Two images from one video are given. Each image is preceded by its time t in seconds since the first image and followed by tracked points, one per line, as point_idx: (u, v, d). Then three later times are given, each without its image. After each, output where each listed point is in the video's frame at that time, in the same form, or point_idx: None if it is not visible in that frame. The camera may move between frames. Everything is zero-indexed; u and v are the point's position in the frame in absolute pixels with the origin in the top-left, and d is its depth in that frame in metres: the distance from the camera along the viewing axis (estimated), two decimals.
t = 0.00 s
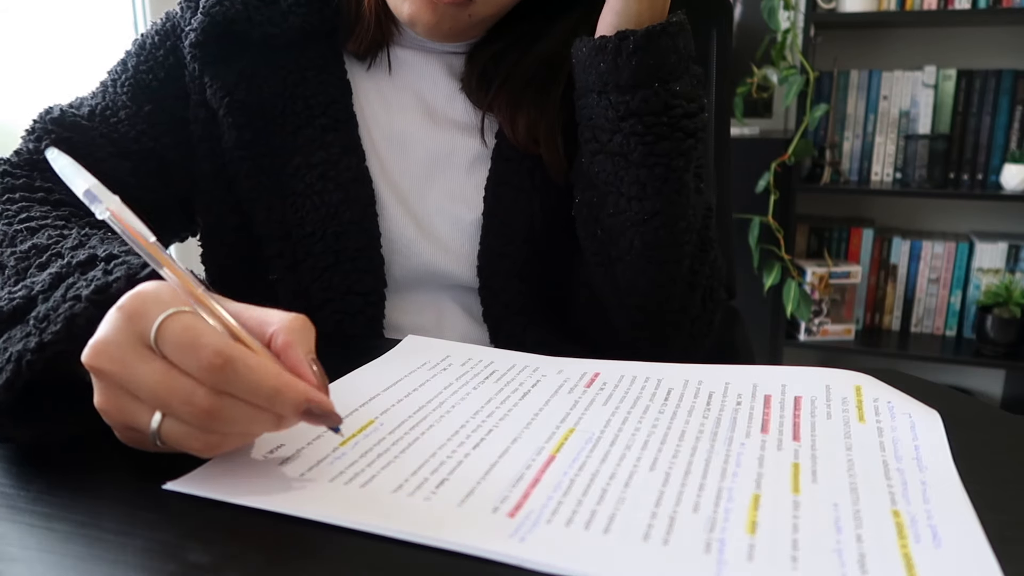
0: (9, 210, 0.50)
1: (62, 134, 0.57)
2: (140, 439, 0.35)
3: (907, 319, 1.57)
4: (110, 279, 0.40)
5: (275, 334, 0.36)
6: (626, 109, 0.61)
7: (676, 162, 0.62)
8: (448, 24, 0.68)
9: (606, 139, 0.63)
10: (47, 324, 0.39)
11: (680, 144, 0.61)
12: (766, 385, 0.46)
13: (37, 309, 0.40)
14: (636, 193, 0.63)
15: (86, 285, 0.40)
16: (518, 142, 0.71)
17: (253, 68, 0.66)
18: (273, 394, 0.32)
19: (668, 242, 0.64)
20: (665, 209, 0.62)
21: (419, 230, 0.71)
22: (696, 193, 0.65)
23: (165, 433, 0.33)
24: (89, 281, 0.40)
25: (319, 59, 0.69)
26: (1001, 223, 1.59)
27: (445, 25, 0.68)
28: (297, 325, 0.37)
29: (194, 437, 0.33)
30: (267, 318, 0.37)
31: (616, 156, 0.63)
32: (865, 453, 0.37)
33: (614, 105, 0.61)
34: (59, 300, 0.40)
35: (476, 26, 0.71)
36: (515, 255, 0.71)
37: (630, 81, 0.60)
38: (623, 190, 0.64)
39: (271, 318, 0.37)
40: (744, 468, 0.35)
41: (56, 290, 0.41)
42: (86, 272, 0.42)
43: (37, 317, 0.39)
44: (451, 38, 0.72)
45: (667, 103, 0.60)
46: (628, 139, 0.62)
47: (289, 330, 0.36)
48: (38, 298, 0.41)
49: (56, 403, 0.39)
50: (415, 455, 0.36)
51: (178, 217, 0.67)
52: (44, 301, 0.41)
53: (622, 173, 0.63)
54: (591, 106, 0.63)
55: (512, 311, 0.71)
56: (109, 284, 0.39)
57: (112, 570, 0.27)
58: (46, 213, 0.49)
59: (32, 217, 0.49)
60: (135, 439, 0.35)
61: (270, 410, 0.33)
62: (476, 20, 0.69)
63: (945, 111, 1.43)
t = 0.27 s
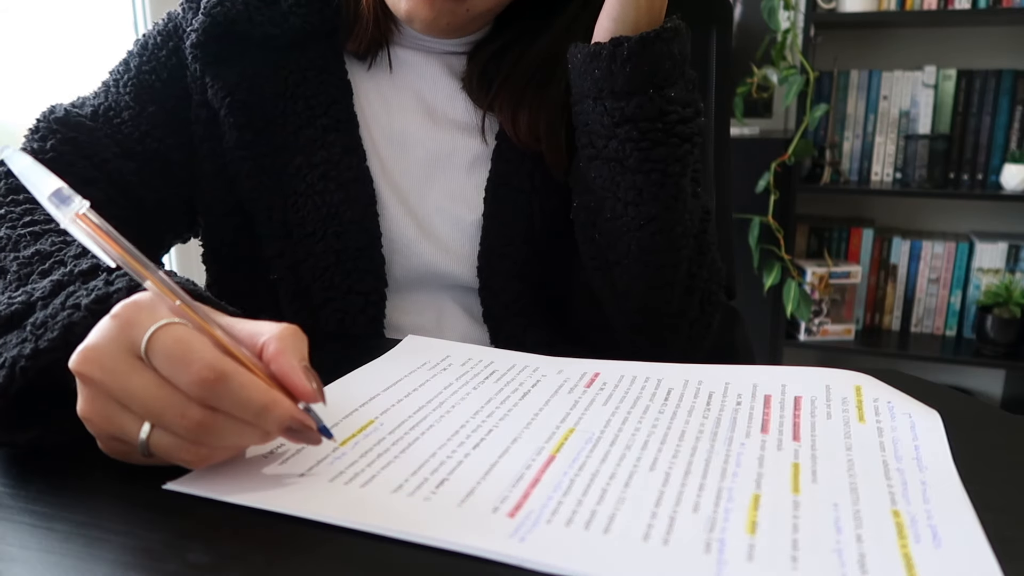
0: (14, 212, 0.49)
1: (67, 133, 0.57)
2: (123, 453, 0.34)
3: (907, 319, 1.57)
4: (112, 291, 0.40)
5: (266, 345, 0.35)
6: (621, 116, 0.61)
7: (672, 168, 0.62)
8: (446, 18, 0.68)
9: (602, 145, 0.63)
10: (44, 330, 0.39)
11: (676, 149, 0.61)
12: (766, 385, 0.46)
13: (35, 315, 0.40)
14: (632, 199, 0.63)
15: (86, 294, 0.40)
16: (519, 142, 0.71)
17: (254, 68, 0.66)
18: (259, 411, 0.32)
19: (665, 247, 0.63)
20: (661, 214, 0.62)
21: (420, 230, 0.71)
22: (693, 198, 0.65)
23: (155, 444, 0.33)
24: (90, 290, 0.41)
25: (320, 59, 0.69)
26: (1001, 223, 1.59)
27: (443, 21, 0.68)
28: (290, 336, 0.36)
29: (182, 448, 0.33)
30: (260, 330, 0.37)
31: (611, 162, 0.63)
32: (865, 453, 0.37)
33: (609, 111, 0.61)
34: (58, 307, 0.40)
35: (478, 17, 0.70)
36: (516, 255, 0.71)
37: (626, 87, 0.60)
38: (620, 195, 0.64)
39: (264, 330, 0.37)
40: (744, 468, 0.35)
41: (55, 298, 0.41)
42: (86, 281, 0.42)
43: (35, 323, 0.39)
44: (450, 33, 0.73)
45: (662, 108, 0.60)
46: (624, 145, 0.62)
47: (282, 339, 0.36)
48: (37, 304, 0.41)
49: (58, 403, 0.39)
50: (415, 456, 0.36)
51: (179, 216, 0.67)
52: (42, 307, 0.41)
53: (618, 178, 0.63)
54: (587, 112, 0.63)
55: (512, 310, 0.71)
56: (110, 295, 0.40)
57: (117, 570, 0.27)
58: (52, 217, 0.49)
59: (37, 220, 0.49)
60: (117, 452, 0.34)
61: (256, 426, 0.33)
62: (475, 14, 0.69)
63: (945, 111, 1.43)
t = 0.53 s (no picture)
0: (16, 212, 0.49)
1: (68, 133, 0.57)
2: (123, 452, 0.34)
3: (907, 319, 1.57)
4: (115, 291, 0.40)
5: (266, 347, 0.35)
6: (623, 116, 0.61)
7: (673, 169, 0.62)
8: (447, 16, 0.67)
9: (604, 145, 0.63)
10: (46, 330, 0.39)
11: (677, 150, 0.61)
12: (766, 385, 0.46)
13: (37, 315, 0.40)
14: (633, 199, 0.63)
15: (89, 294, 0.40)
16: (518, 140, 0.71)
17: (254, 68, 0.66)
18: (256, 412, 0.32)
19: (665, 247, 0.63)
20: (662, 214, 0.62)
21: (420, 230, 0.71)
22: (693, 198, 0.65)
23: (153, 444, 0.33)
24: (93, 290, 0.41)
25: (320, 59, 0.69)
26: (1001, 223, 1.59)
27: (444, 18, 0.68)
28: (288, 337, 0.36)
29: (181, 449, 0.33)
30: (260, 331, 0.37)
31: (612, 162, 0.63)
32: (865, 453, 0.37)
33: (610, 111, 0.61)
34: (61, 307, 0.40)
35: (480, 12, 0.70)
36: (515, 255, 0.71)
37: (627, 87, 0.60)
38: (620, 195, 0.64)
39: (263, 331, 0.37)
40: (744, 468, 0.35)
41: (58, 298, 0.41)
42: (90, 281, 0.42)
43: (37, 323, 0.39)
44: (450, 30, 0.72)
45: (664, 109, 0.60)
46: (625, 145, 0.62)
47: (281, 341, 0.36)
48: (39, 304, 0.41)
49: (59, 402, 0.39)
50: (417, 456, 0.36)
51: (179, 216, 0.67)
52: (44, 306, 0.41)
53: (619, 178, 0.63)
54: (588, 113, 0.63)
55: (512, 310, 0.71)
56: (113, 295, 0.40)
57: (119, 570, 0.27)
58: (54, 218, 0.49)
59: (38, 220, 0.49)
60: (116, 451, 0.34)
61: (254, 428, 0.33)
62: (476, 11, 0.68)
63: (945, 111, 1.42)
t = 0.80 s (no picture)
0: (17, 212, 0.49)
1: (69, 134, 0.57)
2: (119, 453, 0.34)
3: (907, 319, 1.57)
4: (114, 290, 0.40)
5: (261, 347, 0.35)
6: (615, 114, 0.61)
7: (666, 166, 0.62)
8: (450, 20, 0.68)
9: (597, 143, 0.63)
10: (45, 330, 0.39)
11: (670, 147, 0.61)
12: (766, 385, 0.46)
13: (36, 314, 0.40)
14: (627, 196, 0.63)
15: (88, 293, 0.40)
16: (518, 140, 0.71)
17: (255, 68, 0.66)
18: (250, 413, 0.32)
19: (661, 246, 0.63)
20: (656, 212, 0.63)
21: (419, 230, 0.71)
22: (689, 195, 0.65)
23: (148, 445, 0.33)
24: (92, 289, 0.41)
25: (321, 58, 0.69)
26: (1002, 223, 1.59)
27: (447, 22, 0.68)
28: (284, 338, 0.36)
29: (177, 450, 0.33)
30: (257, 332, 0.37)
31: (606, 160, 0.63)
32: (865, 453, 0.37)
33: (603, 109, 0.61)
34: (60, 307, 0.40)
35: (482, 17, 0.70)
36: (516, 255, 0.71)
37: (618, 86, 0.60)
38: (614, 193, 0.64)
39: (259, 332, 0.37)
40: (744, 468, 0.35)
41: (57, 297, 0.41)
42: (88, 281, 0.42)
43: (36, 322, 0.39)
44: (454, 32, 0.73)
45: (655, 107, 0.60)
46: (617, 143, 0.62)
47: (276, 342, 0.36)
48: (38, 304, 0.41)
49: (60, 402, 0.39)
50: (415, 456, 0.36)
51: (179, 216, 0.67)
52: (44, 306, 0.41)
53: (613, 177, 0.63)
54: (581, 110, 0.63)
55: (512, 310, 0.71)
56: (112, 294, 0.40)
57: (123, 569, 0.27)
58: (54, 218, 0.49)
59: (38, 220, 0.49)
60: (112, 451, 0.34)
61: (248, 429, 0.32)
62: (479, 15, 0.69)
63: (945, 111, 1.43)
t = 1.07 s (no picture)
0: (16, 212, 0.49)
1: (69, 133, 0.57)
2: (122, 451, 0.34)
3: (907, 318, 1.57)
4: (112, 290, 0.40)
5: (263, 345, 0.35)
6: (618, 106, 0.61)
7: (669, 159, 0.61)
8: (454, 31, 0.68)
9: (600, 136, 0.63)
10: (44, 330, 0.39)
11: (673, 140, 0.61)
12: (766, 385, 0.46)
13: (34, 314, 0.40)
14: (630, 189, 0.63)
15: (86, 293, 0.40)
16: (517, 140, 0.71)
17: (254, 68, 0.66)
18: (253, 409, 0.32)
19: (663, 239, 0.63)
20: (658, 206, 0.62)
21: (419, 230, 0.71)
22: (691, 190, 0.65)
23: (152, 442, 0.33)
24: (90, 289, 0.41)
25: (321, 58, 0.69)
26: (1001, 223, 1.59)
27: (452, 32, 0.68)
28: (287, 336, 0.36)
29: (180, 447, 0.33)
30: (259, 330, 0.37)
31: (608, 153, 0.63)
32: (865, 453, 0.37)
33: (606, 102, 0.61)
34: (58, 307, 0.40)
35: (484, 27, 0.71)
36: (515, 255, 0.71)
37: (621, 78, 0.60)
38: (616, 186, 0.63)
39: (262, 330, 0.37)
40: (744, 468, 0.35)
41: (55, 297, 0.41)
42: (87, 280, 0.42)
43: (35, 322, 0.39)
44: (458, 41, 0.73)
45: (659, 99, 0.60)
46: (620, 136, 0.61)
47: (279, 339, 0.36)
48: (36, 303, 0.41)
49: (61, 401, 0.39)
50: (415, 455, 0.36)
51: (179, 216, 0.67)
52: (42, 306, 0.41)
53: (615, 170, 0.63)
54: (584, 104, 0.63)
55: (512, 310, 0.71)
56: (111, 295, 0.40)
57: (124, 569, 0.27)
58: (53, 218, 0.49)
59: (38, 220, 0.49)
60: (115, 449, 0.35)
61: (251, 424, 0.32)
62: (483, 25, 0.69)
63: (945, 111, 1.43)
